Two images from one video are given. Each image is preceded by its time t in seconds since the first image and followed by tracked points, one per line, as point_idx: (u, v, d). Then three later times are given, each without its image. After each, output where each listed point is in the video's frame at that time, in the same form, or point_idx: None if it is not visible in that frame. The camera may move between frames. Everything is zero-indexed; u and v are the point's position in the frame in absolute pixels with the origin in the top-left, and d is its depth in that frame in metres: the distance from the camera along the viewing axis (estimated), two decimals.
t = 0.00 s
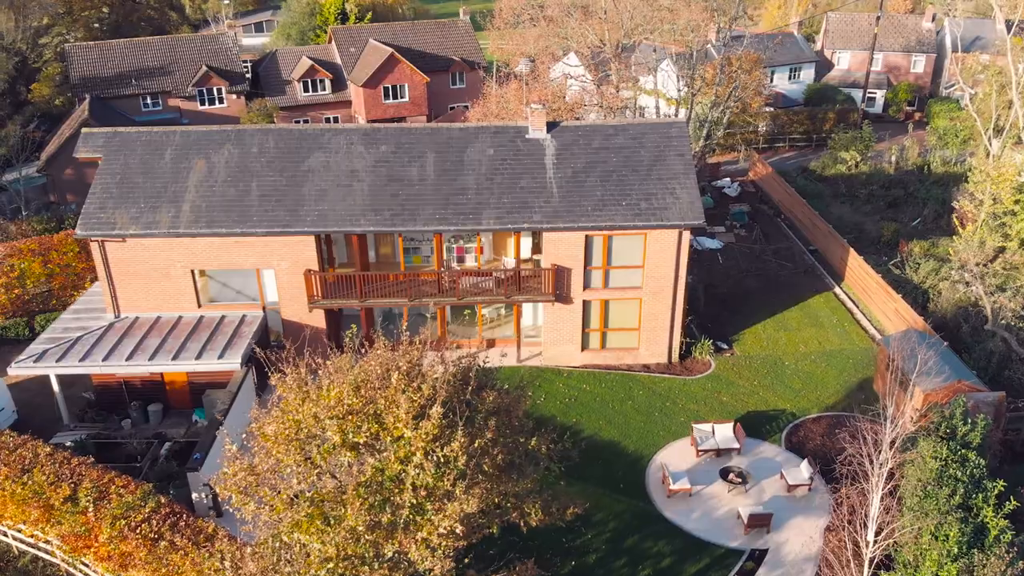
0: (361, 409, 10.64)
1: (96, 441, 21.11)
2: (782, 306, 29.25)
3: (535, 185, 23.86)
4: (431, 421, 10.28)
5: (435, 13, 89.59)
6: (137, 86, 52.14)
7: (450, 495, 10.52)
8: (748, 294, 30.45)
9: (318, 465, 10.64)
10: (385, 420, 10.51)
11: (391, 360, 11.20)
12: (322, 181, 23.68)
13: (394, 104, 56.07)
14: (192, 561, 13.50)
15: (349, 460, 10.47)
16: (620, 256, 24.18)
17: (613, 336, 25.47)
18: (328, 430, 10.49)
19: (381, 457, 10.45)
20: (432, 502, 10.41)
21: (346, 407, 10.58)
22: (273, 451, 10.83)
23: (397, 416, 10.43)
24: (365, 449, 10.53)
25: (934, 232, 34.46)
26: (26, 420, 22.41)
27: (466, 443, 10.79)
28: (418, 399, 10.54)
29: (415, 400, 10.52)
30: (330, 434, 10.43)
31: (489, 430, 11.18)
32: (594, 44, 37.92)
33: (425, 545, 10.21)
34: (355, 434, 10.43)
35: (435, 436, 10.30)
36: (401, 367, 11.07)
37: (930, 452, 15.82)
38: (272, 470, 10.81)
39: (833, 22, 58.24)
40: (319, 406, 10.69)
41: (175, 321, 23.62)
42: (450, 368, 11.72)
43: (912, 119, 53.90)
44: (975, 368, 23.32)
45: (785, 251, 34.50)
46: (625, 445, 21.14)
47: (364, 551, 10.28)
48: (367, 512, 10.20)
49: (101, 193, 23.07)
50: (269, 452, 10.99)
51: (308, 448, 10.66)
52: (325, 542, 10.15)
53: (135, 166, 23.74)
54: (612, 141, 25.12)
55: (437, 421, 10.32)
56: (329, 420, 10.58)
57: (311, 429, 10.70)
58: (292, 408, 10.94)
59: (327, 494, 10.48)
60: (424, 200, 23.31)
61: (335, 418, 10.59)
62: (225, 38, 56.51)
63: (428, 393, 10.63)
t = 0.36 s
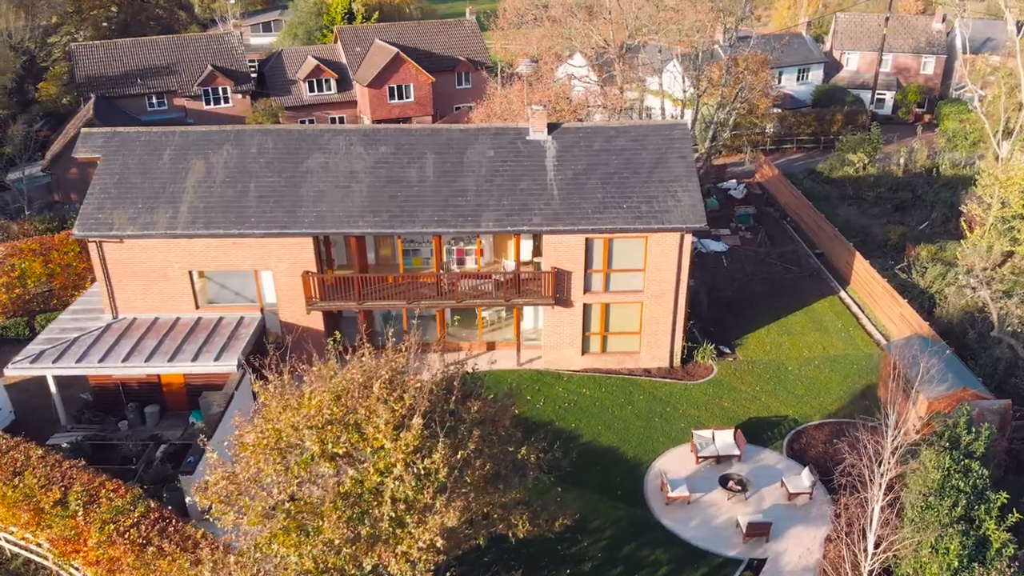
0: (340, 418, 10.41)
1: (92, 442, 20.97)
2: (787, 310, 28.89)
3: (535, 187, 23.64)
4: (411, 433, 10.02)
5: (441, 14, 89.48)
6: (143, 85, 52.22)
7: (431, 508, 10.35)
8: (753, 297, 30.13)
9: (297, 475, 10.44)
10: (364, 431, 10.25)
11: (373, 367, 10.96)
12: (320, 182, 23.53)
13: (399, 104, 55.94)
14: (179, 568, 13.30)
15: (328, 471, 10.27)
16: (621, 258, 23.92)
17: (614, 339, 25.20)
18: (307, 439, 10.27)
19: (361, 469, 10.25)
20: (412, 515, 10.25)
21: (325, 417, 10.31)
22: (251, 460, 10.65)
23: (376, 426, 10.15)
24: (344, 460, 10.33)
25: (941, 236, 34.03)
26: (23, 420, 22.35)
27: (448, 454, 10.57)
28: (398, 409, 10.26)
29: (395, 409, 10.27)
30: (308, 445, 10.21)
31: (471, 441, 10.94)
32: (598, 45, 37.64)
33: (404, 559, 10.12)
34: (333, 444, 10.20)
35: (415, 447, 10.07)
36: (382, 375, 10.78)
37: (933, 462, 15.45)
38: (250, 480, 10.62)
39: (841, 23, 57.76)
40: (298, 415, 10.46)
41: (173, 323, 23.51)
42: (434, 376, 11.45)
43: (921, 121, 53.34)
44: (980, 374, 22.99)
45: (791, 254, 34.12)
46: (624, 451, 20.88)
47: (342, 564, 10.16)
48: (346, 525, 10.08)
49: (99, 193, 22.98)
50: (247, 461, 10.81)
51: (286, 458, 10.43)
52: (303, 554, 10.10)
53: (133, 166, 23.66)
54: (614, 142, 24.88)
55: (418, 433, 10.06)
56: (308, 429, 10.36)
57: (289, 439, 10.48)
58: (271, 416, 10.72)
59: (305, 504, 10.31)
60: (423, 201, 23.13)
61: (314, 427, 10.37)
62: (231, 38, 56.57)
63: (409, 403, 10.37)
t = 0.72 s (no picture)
0: (322, 428, 10.41)
1: (90, 442, 20.87)
2: (792, 314, 28.55)
3: (537, 189, 23.42)
4: (392, 443, 9.98)
5: (451, 14, 89.43)
6: (150, 84, 52.36)
7: (411, 521, 10.28)
8: (759, 301, 29.79)
9: (276, 486, 10.39)
10: (344, 440, 10.23)
11: (356, 376, 10.97)
12: (320, 183, 23.39)
13: (407, 104, 55.82)
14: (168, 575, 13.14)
15: (307, 482, 10.23)
16: (623, 261, 23.67)
17: (616, 343, 24.93)
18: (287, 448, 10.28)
19: (340, 479, 10.21)
20: (391, 528, 10.19)
21: (305, 425, 10.29)
22: (231, 468, 10.67)
23: (356, 436, 10.11)
24: (324, 470, 10.28)
25: (951, 240, 33.56)
26: (23, 420, 22.33)
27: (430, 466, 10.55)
28: (380, 418, 10.24)
29: (376, 420, 10.26)
30: (287, 454, 10.20)
31: (455, 452, 10.89)
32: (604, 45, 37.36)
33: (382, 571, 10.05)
34: (313, 455, 10.19)
35: (395, 458, 10.04)
36: (365, 384, 10.78)
37: (937, 472, 15.26)
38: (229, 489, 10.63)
39: (853, 24, 57.22)
40: (279, 423, 10.48)
41: (173, 323, 23.44)
42: (419, 385, 11.45)
43: (933, 123, 52.73)
44: (988, 382, 22.60)
45: (798, 257, 33.73)
46: (624, 457, 20.64)
47: None
48: (323, 537, 10.02)
49: (99, 193, 22.93)
50: (228, 469, 10.84)
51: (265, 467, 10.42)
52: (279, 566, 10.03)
53: (133, 166, 23.59)
54: (617, 144, 24.62)
55: (399, 443, 10.03)
56: (289, 438, 10.37)
57: (270, 447, 10.46)
58: (253, 425, 10.75)
59: (283, 515, 10.33)
60: (423, 203, 22.95)
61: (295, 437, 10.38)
62: (239, 37, 56.58)
63: (391, 413, 10.36)
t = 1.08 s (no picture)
0: (305, 436, 10.51)
1: (93, 441, 20.83)
2: (803, 320, 28.13)
3: (543, 191, 23.18)
4: (375, 454, 10.02)
5: (465, 13, 89.32)
6: (164, 83, 52.65)
7: (393, 534, 10.25)
8: (770, 305, 29.37)
9: (258, 494, 10.45)
10: (327, 450, 10.31)
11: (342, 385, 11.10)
12: (326, 183, 23.28)
13: (418, 104, 55.73)
14: None
15: (289, 491, 10.29)
16: (631, 265, 23.38)
17: (622, 347, 24.67)
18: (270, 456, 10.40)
19: (322, 489, 10.24)
20: (373, 541, 10.16)
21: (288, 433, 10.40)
22: (214, 476, 10.78)
23: (339, 445, 10.18)
24: (307, 479, 10.35)
25: (967, 245, 32.96)
26: (28, 418, 22.37)
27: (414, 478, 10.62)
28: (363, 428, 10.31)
29: (360, 430, 10.35)
30: (269, 462, 10.28)
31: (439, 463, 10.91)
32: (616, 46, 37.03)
33: None
34: (296, 463, 10.32)
35: (378, 468, 10.11)
36: (350, 393, 10.88)
37: (945, 485, 14.91)
38: (211, 497, 10.70)
39: (870, 25, 56.52)
40: (263, 431, 10.64)
41: (177, 322, 23.40)
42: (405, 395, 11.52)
43: (951, 126, 51.92)
44: (1002, 392, 22.11)
45: (811, 261, 33.26)
46: (628, 464, 20.36)
47: None
48: (303, 548, 10.02)
49: (105, 192, 22.93)
50: (212, 477, 10.90)
51: (248, 476, 10.51)
52: None
53: (139, 165, 23.57)
54: (625, 146, 24.34)
55: (382, 454, 10.07)
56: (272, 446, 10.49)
57: (253, 455, 10.55)
58: (238, 432, 10.86)
59: (263, 527, 10.35)
60: (428, 204, 22.78)
61: (279, 445, 10.51)
62: (253, 35, 56.72)
63: (375, 423, 10.47)
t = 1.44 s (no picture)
0: (287, 446, 10.63)
1: (97, 440, 20.81)
2: (814, 325, 27.69)
3: (550, 193, 22.94)
4: (357, 465, 10.10)
5: (481, 13, 89.15)
6: (178, 81, 52.90)
7: (373, 548, 10.30)
8: (782, 310, 28.93)
9: (240, 504, 10.56)
10: (309, 460, 10.43)
11: (328, 392, 11.16)
12: (332, 184, 23.17)
13: (432, 104, 55.62)
14: None
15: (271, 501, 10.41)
16: (638, 268, 23.10)
17: (630, 352, 24.37)
18: (252, 464, 10.52)
19: (304, 499, 10.35)
20: (354, 555, 10.24)
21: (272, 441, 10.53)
22: (198, 483, 10.91)
23: (320, 456, 10.29)
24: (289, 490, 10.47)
25: (985, 251, 32.33)
26: (33, 415, 22.40)
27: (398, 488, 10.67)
28: (345, 439, 10.39)
29: (343, 440, 10.42)
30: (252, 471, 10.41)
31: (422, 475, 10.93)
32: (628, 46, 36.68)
33: None
34: (278, 471, 10.43)
35: (360, 479, 10.17)
36: (334, 401, 10.97)
37: (954, 498, 14.63)
38: (193, 504, 10.80)
39: (889, 26, 55.76)
40: (247, 437, 10.76)
41: (183, 322, 23.38)
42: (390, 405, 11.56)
43: (971, 129, 51.05)
44: (1018, 403, 21.60)
45: (824, 266, 32.75)
46: (632, 470, 20.10)
47: None
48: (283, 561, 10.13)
49: (112, 191, 22.94)
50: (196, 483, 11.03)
51: (230, 482, 10.63)
52: None
53: (146, 164, 23.58)
54: (634, 148, 24.03)
55: (363, 466, 10.15)
56: (255, 453, 10.60)
57: (236, 464, 10.67)
58: (222, 440, 10.99)
59: (243, 536, 10.47)
60: (434, 205, 22.60)
61: (262, 452, 10.62)
62: (267, 34, 56.83)
63: (359, 432, 10.53)
